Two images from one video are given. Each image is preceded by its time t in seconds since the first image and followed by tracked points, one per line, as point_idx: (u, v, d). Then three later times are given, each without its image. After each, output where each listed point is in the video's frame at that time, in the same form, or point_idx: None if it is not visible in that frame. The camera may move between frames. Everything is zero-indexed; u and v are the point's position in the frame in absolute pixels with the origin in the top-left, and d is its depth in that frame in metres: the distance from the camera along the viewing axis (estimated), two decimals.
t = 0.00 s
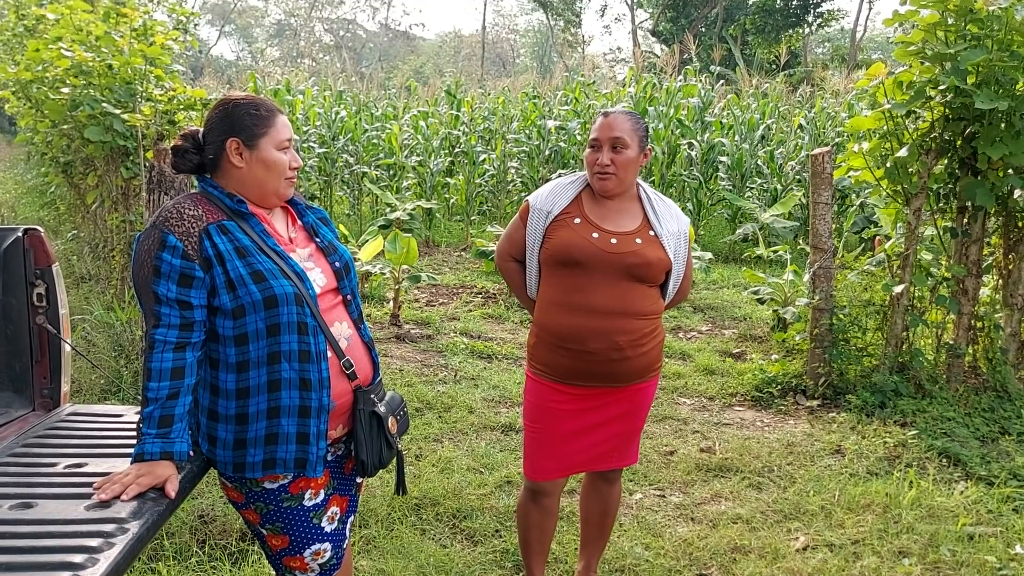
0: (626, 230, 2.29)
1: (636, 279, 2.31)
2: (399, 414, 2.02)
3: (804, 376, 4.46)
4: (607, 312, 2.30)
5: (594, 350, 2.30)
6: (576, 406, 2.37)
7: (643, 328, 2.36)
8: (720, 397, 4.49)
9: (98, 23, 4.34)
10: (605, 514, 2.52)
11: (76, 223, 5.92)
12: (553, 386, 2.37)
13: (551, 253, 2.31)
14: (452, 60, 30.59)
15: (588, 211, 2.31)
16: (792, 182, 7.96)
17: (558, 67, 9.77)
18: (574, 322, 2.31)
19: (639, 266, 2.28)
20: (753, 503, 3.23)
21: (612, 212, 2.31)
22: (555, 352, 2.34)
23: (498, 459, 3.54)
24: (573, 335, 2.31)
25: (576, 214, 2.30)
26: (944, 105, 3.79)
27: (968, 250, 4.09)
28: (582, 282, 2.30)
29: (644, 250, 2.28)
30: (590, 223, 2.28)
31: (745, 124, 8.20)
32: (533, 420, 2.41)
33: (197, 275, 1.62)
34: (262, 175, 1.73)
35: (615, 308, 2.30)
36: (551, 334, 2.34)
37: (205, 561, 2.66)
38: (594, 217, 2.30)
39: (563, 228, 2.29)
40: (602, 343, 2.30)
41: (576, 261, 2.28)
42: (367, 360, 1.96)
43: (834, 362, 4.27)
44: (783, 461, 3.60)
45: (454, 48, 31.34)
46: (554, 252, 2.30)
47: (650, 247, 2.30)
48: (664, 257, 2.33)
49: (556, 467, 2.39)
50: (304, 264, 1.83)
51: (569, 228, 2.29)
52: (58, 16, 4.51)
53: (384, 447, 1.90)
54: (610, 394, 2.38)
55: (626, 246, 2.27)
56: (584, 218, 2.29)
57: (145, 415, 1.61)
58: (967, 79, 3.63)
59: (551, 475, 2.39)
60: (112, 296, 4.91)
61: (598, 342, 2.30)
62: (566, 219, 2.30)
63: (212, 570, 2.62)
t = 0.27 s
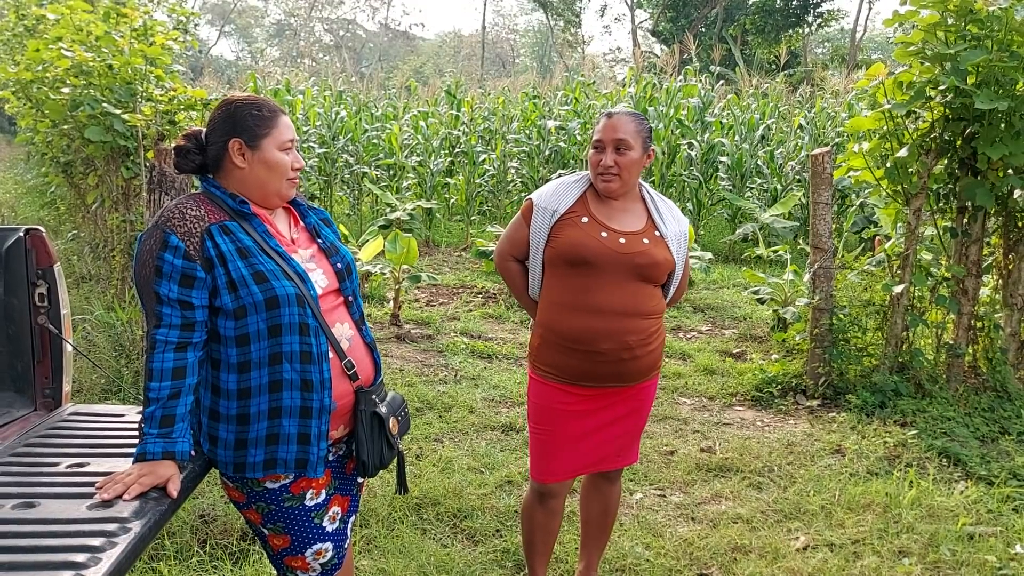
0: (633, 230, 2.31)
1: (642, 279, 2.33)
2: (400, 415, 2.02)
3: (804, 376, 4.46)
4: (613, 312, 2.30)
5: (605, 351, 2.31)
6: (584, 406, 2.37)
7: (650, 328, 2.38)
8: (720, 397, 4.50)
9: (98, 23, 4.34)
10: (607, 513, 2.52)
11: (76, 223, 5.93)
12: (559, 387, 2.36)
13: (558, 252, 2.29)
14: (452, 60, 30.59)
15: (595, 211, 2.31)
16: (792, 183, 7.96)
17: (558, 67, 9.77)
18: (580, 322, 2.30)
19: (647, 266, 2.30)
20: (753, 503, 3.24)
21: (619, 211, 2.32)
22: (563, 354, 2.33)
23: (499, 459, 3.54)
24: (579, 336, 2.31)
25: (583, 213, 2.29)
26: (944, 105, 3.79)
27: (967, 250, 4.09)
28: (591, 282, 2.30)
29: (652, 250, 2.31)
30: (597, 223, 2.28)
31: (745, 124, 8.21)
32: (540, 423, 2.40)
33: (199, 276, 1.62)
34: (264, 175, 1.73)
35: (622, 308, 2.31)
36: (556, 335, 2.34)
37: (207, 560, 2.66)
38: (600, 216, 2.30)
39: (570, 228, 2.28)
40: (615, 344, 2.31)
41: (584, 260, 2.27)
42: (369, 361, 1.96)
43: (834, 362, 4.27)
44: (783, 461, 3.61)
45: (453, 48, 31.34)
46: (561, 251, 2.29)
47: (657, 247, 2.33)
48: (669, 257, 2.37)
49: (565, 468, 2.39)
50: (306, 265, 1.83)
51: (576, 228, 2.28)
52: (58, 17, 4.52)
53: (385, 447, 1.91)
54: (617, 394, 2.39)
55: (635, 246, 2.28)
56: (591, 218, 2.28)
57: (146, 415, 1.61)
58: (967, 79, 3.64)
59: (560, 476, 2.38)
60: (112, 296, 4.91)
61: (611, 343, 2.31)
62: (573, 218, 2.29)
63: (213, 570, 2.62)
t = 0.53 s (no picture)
0: (632, 231, 2.31)
1: (642, 279, 2.33)
2: (401, 416, 2.02)
3: (804, 376, 4.46)
4: (612, 312, 2.30)
5: (605, 351, 2.31)
6: (585, 406, 2.37)
7: (649, 327, 2.38)
8: (721, 397, 4.50)
9: (98, 23, 4.34)
10: (607, 513, 2.53)
11: (76, 223, 5.93)
12: (559, 386, 2.36)
13: (558, 252, 2.29)
14: (452, 60, 30.57)
15: (595, 211, 2.31)
16: (792, 183, 7.96)
17: (558, 67, 9.77)
18: (581, 323, 2.31)
19: (647, 266, 2.30)
20: (753, 503, 3.24)
21: (619, 211, 2.33)
22: (563, 354, 2.33)
23: (499, 459, 3.55)
24: (579, 336, 2.31)
25: (583, 213, 2.29)
26: (944, 105, 3.80)
27: (967, 251, 4.10)
28: (590, 282, 2.30)
29: (651, 251, 2.31)
30: (597, 223, 2.28)
31: (745, 124, 8.22)
32: (540, 423, 2.40)
33: (201, 277, 1.62)
34: (266, 176, 1.73)
35: (621, 309, 2.31)
36: (556, 335, 2.34)
37: (207, 561, 2.66)
38: (600, 216, 2.30)
39: (569, 228, 2.28)
40: (614, 344, 2.31)
41: (583, 261, 2.27)
42: (370, 362, 1.97)
43: (834, 362, 4.27)
44: (783, 461, 3.61)
45: (453, 48, 31.36)
46: (561, 251, 2.29)
47: (657, 248, 2.33)
48: (669, 257, 2.37)
49: (567, 468, 2.39)
50: (308, 266, 1.83)
51: (575, 228, 2.28)
52: (58, 17, 4.52)
53: (386, 448, 1.91)
54: (618, 393, 2.39)
55: (633, 246, 2.28)
56: (591, 218, 2.28)
57: (147, 415, 1.61)
58: (967, 79, 3.64)
59: (562, 476, 2.38)
60: (113, 296, 4.91)
61: (611, 343, 2.31)
62: (573, 218, 2.29)
63: (214, 570, 2.62)
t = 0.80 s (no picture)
0: (627, 233, 2.29)
1: (636, 282, 2.32)
2: (403, 416, 2.02)
3: (805, 376, 4.46)
4: (605, 313, 2.30)
5: (592, 350, 2.31)
6: (579, 403, 2.37)
7: (640, 330, 2.36)
8: (721, 397, 4.50)
9: (98, 23, 4.33)
10: (607, 513, 2.52)
11: (76, 222, 5.93)
12: (554, 384, 2.37)
13: (553, 253, 2.31)
14: (452, 60, 30.56)
15: (592, 212, 2.32)
16: (792, 183, 7.96)
17: (558, 67, 9.77)
18: (578, 323, 2.31)
19: (638, 270, 2.28)
20: (754, 503, 3.24)
21: (616, 213, 2.32)
22: (560, 353, 2.34)
23: (500, 460, 3.55)
24: (573, 335, 2.31)
25: (579, 214, 2.31)
26: (945, 105, 3.80)
27: (968, 251, 4.10)
28: (583, 283, 2.31)
29: (644, 254, 2.28)
30: (592, 224, 2.29)
31: (745, 124, 8.23)
32: (536, 419, 2.40)
33: (204, 277, 1.63)
34: (269, 176, 1.73)
35: (614, 309, 2.30)
36: (551, 334, 2.35)
37: (208, 561, 2.66)
38: (596, 217, 2.31)
39: (564, 228, 2.30)
40: (599, 343, 2.30)
41: (576, 261, 2.29)
42: (372, 362, 1.97)
43: (835, 363, 4.27)
44: (784, 461, 3.61)
45: (453, 48, 31.35)
46: (555, 251, 2.31)
47: (650, 251, 2.30)
48: (664, 261, 2.33)
49: (562, 464, 2.39)
50: (310, 267, 1.83)
51: (570, 228, 2.29)
52: (58, 16, 4.51)
53: (388, 448, 1.91)
54: (613, 392, 2.39)
55: (626, 249, 2.27)
56: (586, 219, 2.30)
57: (150, 415, 1.61)
58: (968, 79, 3.64)
59: (559, 473, 2.39)
60: (113, 296, 4.91)
61: (595, 343, 2.30)
62: (569, 218, 2.31)
63: (215, 570, 2.62)
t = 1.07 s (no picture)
0: (621, 234, 2.28)
1: (630, 284, 2.30)
2: (404, 417, 2.01)
3: (805, 377, 4.46)
4: (598, 314, 2.30)
5: (578, 349, 2.32)
6: (572, 402, 2.38)
7: (634, 331, 2.34)
8: (721, 397, 4.49)
9: (98, 23, 4.33)
10: (606, 513, 2.51)
11: (76, 223, 5.93)
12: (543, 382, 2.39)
13: (548, 252, 2.33)
14: (452, 60, 30.56)
15: (588, 212, 2.32)
16: (792, 183, 7.96)
17: (558, 67, 9.77)
18: (574, 323, 2.31)
19: (630, 272, 2.27)
20: (754, 504, 3.24)
21: (612, 214, 2.31)
22: (553, 352, 2.35)
23: (500, 460, 3.54)
24: (568, 334, 2.32)
25: (574, 213, 2.32)
26: (945, 106, 3.79)
27: (968, 251, 4.10)
28: (576, 282, 2.31)
29: (636, 256, 2.27)
30: (586, 224, 2.29)
31: (745, 124, 8.24)
32: (530, 417, 2.42)
33: (205, 279, 1.62)
34: (260, 176, 1.73)
35: (607, 310, 2.30)
36: (546, 333, 2.36)
37: (208, 561, 2.66)
38: (592, 217, 2.31)
39: (559, 227, 2.31)
40: (586, 343, 2.31)
41: (570, 260, 2.29)
42: (373, 363, 1.97)
43: (835, 363, 4.27)
44: (784, 462, 3.61)
45: (453, 48, 31.35)
46: (550, 250, 2.32)
47: (643, 254, 2.28)
48: (657, 264, 2.31)
49: (553, 462, 2.41)
50: (312, 267, 1.83)
51: (564, 227, 2.31)
52: (58, 16, 4.51)
53: (389, 449, 1.91)
54: (608, 391, 2.39)
55: (618, 250, 2.26)
56: (581, 218, 2.30)
57: (151, 416, 1.61)
58: (968, 80, 3.64)
59: (549, 470, 2.41)
60: (113, 296, 4.91)
61: (582, 343, 2.31)
62: (564, 217, 2.32)
63: (215, 570, 2.62)
